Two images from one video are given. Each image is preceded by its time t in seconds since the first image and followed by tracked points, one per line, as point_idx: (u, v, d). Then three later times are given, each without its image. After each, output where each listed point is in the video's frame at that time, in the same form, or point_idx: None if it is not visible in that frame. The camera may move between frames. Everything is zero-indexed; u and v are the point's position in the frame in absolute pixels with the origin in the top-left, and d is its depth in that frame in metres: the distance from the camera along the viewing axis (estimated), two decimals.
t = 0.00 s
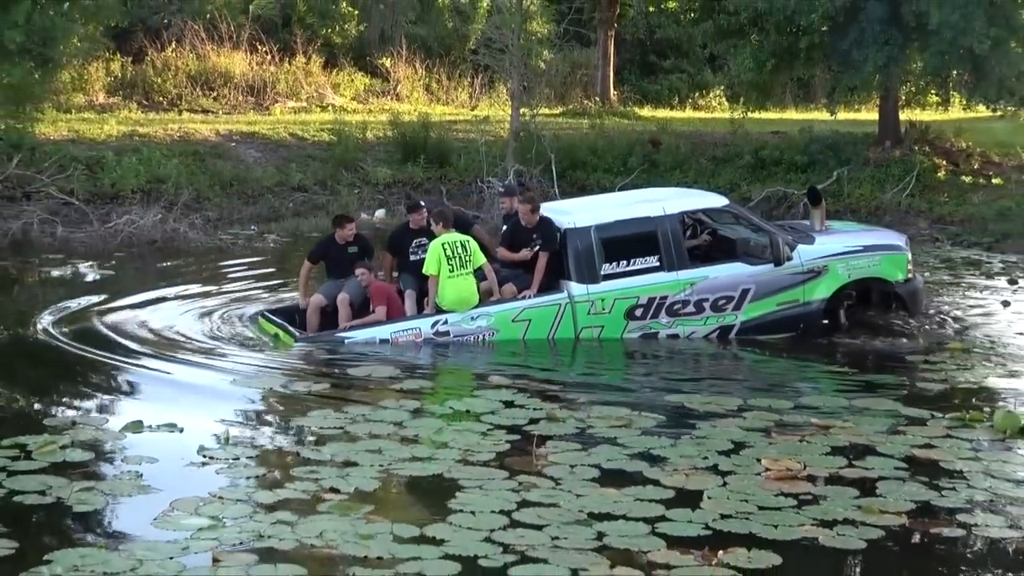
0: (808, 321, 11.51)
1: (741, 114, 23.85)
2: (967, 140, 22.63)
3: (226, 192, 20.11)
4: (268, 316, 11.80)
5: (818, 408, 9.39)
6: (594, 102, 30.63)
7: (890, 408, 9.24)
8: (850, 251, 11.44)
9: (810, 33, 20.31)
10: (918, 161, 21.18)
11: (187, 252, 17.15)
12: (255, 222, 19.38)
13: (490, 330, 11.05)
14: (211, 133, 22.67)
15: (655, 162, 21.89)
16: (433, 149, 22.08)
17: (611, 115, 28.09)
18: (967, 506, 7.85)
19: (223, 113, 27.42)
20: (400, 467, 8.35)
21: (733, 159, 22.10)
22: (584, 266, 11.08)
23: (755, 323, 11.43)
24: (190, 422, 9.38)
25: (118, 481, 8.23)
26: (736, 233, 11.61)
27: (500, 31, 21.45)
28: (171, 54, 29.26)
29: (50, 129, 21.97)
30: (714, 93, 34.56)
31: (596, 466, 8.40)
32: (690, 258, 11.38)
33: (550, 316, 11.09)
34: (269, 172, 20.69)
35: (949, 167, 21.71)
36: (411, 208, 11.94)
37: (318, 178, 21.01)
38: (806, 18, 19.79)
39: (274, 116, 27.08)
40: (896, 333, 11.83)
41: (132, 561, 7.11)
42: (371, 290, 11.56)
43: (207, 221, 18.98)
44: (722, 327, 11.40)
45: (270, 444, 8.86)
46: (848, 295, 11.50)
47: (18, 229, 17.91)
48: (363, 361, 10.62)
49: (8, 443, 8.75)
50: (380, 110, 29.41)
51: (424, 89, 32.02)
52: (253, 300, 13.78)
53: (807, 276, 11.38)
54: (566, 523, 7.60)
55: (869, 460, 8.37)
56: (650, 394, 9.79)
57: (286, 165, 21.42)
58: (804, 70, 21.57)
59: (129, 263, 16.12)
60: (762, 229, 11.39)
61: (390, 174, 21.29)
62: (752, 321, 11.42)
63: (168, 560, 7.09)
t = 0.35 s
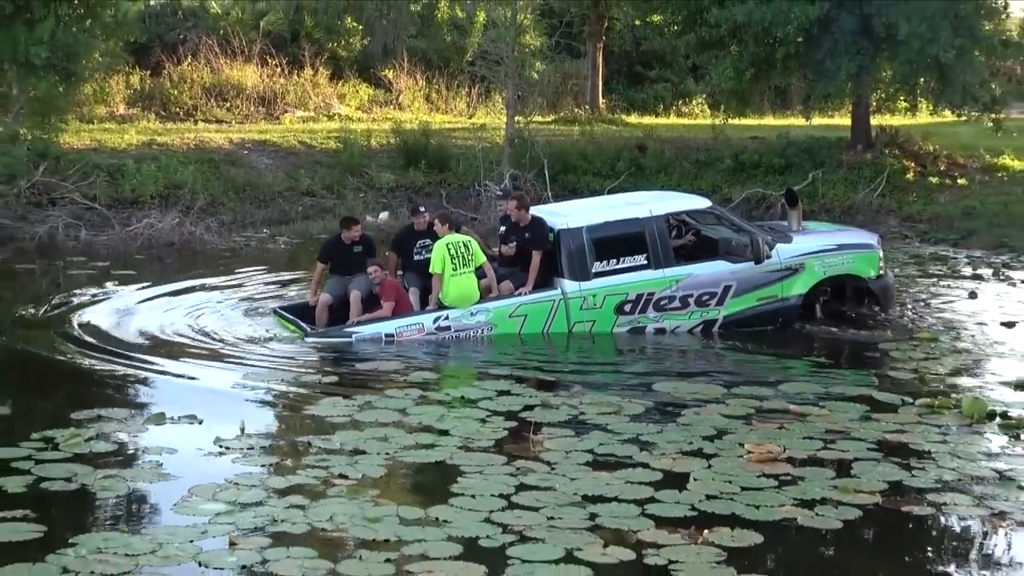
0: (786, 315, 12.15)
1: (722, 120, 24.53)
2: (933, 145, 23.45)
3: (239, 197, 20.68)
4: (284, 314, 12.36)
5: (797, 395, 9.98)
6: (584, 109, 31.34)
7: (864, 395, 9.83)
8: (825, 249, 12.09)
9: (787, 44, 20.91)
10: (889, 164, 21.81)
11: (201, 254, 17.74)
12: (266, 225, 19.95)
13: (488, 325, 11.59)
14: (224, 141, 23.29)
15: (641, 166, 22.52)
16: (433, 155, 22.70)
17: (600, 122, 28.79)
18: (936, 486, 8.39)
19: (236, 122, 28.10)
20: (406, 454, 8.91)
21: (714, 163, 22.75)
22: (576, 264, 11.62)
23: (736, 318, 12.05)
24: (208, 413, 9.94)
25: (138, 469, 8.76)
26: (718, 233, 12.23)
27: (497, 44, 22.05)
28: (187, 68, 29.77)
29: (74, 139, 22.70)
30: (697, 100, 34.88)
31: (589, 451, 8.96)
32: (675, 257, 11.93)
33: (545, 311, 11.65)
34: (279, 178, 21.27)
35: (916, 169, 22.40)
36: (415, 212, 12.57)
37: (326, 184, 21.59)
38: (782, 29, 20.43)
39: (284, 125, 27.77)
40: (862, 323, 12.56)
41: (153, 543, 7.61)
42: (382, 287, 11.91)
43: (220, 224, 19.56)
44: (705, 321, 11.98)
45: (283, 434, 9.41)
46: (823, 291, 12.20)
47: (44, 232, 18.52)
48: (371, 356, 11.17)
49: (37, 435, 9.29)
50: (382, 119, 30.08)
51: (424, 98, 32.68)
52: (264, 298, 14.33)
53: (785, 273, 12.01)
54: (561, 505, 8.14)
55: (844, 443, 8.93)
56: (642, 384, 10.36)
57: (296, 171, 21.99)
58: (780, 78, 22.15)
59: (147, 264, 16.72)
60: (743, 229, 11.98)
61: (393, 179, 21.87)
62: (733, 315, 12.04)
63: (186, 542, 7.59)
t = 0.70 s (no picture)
0: (760, 313, 12.77)
1: (705, 126, 25.30)
2: (903, 150, 24.15)
3: (249, 198, 21.23)
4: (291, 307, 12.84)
5: (775, 385, 10.55)
6: (574, 116, 32.15)
7: (839, 386, 10.41)
8: (799, 251, 12.69)
9: (765, 54, 21.68)
10: (862, 168, 22.56)
11: (212, 251, 18.32)
12: (274, 224, 20.50)
13: (479, 318, 12.12)
14: (235, 144, 23.87)
15: (628, 170, 23.25)
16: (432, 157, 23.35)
17: (590, 128, 29.57)
18: (906, 470, 8.92)
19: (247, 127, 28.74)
20: (407, 440, 9.43)
21: (697, 167, 23.50)
22: (563, 262, 12.16)
23: (714, 314, 12.65)
24: (221, 400, 10.48)
25: (154, 456, 9.26)
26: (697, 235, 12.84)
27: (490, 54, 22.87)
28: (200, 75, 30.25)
29: (93, 142, 23.26)
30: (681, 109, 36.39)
31: (580, 437, 9.50)
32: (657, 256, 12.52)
33: (533, 306, 12.18)
34: (287, 180, 21.83)
35: (885, 172, 23.02)
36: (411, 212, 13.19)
37: (331, 185, 22.17)
38: (761, 41, 21.08)
39: (290, 129, 28.45)
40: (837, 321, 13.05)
41: (167, 525, 8.09)
42: (383, 280, 12.48)
43: (232, 223, 20.09)
44: (684, 317, 12.61)
45: (291, 422, 9.92)
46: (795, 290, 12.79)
47: (65, 231, 19.08)
48: (373, 349, 11.70)
49: (59, 424, 9.80)
50: (383, 124, 30.82)
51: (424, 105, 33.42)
52: (270, 294, 14.88)
53: (760, 273, 12.63)
54: (553, 488, 8.66)
55: (820, 432, 9.47)
56: (631, 376, 10.91)
57: (303, 173, 22.56)
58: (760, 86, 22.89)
59: (161, 262, 17.25)
60: (721, 231, 12.60)
61: (395, 181, 22.50)
62: (711, 312, 12.64)
63: (198, 523, 8.07)
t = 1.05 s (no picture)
0: (732, 312, 12.81)
1: (689, 121, 25.41)
2: (885, 144, 24.29)
3: (234, 195, 21.22)
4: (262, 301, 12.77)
5: (758, 381, 10.59)
6: (559, 113, 32.29)
7: (821, 381, 10.45)
8: (771, 250, 12.75)
9: (748, 51, 21.75)
10: (844, 164, 22.73)
11: (196, 248, 18.30)
12: (259, 222, 20.50)
13: (450, 314, 12.18)
14: (218, 142, 23.83)
15: (612, 165, 23.39)
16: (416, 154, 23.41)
17: (574, 124, 29.71)
18: (888, 464, 8.95)
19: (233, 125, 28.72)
20: (390, 436, 9.43)
21: (679, 162, 23.63)
22: (535, 258, 12.20)
23: (686, 313, 12.68)
24: (205, 396, 10.44)
25: (139, 452, 9.24)
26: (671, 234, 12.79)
27: (476, 50, 23.14)
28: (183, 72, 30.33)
29: (77, 140, 23.19)
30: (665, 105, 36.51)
31: (563, 432, 9.52)
32: (630, 254, 12.55)
33: (504, 302, 12.23)
34: (271, 177, 21.83)
35: (869, 168, 23.09)
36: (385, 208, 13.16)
37: (314, 181, 22.17)
38: (743, 37, 21.21)
39: (275, 126, 28.47)
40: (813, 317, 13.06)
41: (151, 523, 8.06)
42: (359, 275, 12.46)
43: (215, 220, 20.10)
44: (657, 315, 12.62)
45: (274, 418, 9.91)
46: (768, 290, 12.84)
47: (48, 229, 19.03)
48: (358, 346, 11.70)
49: (42, 420, 9.77)
50: (367, 121, 30.89)
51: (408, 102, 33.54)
52: (252, 289, 14.87)
53: (732, 272, 12.68)
54: (536, 483, 8.65)
55: (802, 427, 9.50)
56: (615, 373, 10.93)
57: (286, 170, 22.55)
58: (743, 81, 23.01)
59: (144, 258, 17.21)
60: (694, 230, 12.60)
61: (379, 178, 22.57)
62: (684, 310, 12.66)
63: (182, 520, 8.05)
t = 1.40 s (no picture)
0: (689, 312, 12.82)
1: (656, 118, 25.54)
2: (852, 142, 24.50)
3: (201, 191, 21.22)
4: (212, 299, 12.71)
5: (726, 378, 10.62)
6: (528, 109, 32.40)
7: (789, 378, 10.50)
8: (728, 251, 12.76)
9: (716, 48, 21.96)
10: (812, 161, 22.87)
11: (165, 245, 18.26)
12: (228, 220, 20.59)
13: (405, 313, 12.17)
14: (187, 138, 23.72)
15: (580, 163, 23.65)
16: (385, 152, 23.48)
17: (543, 120, 29.89)
18: (857, 461, 8.98)
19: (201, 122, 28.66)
20: (359, 434, 9.40)
21: (647, 160, 23.82)
22: (491, 257, 12.23)
23: (643, 313, 12.70)
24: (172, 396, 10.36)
25: (106, 450, 9.20)
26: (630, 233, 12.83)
27: (443, 47, 23.60)
28: (149, 69, 30.26)
29: (43, 136, 23.05)
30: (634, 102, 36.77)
31: (533, 430, 9.52)
32: (587, 254, 12.57)
33: (460, 301, 12.24)
34: (239, 175, 21.87)
35: (837, 166, 23.43)
36: (341, 205, 13.07)
37: (282, 179, 22.22)
38: (712, 35, 21.43)
39: (243, 123, 28.48)
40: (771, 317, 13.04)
41: (119, 521, 8.01)
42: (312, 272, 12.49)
43: (183, 217, 20.08)
44: (613, 315, 12.63)
45: (241, 416, 9.88)
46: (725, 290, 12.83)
47: (15, 226, 18.92)
48: (330, 344, 11.66)
49: (7, 417, 9.71)
50: (337, 118, 30.94)
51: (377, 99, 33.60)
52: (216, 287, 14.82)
53: (689, 272, 12.70)
54: (506, 480, 8.64)
55: (771, 423, 9.54)
56: (586, 370, 10.94)
57: (255, 168, 22.57)
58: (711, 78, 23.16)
59: (112, 256, 17.16)
60: (651, 230, 12.64)
61: (346, 175, 22.69)
62: (640, 310, 12.68)
63: (150, 518, 8.01)
